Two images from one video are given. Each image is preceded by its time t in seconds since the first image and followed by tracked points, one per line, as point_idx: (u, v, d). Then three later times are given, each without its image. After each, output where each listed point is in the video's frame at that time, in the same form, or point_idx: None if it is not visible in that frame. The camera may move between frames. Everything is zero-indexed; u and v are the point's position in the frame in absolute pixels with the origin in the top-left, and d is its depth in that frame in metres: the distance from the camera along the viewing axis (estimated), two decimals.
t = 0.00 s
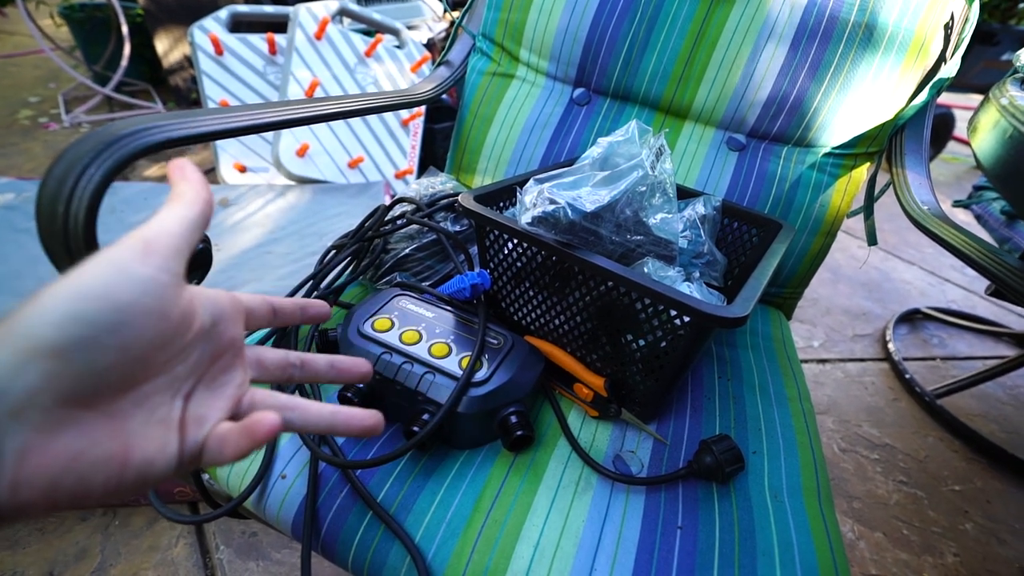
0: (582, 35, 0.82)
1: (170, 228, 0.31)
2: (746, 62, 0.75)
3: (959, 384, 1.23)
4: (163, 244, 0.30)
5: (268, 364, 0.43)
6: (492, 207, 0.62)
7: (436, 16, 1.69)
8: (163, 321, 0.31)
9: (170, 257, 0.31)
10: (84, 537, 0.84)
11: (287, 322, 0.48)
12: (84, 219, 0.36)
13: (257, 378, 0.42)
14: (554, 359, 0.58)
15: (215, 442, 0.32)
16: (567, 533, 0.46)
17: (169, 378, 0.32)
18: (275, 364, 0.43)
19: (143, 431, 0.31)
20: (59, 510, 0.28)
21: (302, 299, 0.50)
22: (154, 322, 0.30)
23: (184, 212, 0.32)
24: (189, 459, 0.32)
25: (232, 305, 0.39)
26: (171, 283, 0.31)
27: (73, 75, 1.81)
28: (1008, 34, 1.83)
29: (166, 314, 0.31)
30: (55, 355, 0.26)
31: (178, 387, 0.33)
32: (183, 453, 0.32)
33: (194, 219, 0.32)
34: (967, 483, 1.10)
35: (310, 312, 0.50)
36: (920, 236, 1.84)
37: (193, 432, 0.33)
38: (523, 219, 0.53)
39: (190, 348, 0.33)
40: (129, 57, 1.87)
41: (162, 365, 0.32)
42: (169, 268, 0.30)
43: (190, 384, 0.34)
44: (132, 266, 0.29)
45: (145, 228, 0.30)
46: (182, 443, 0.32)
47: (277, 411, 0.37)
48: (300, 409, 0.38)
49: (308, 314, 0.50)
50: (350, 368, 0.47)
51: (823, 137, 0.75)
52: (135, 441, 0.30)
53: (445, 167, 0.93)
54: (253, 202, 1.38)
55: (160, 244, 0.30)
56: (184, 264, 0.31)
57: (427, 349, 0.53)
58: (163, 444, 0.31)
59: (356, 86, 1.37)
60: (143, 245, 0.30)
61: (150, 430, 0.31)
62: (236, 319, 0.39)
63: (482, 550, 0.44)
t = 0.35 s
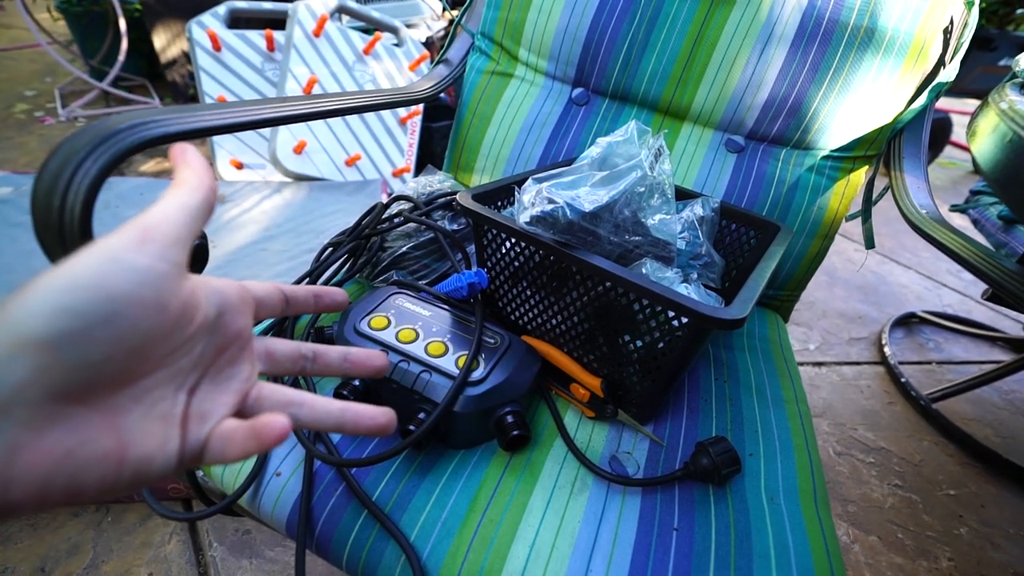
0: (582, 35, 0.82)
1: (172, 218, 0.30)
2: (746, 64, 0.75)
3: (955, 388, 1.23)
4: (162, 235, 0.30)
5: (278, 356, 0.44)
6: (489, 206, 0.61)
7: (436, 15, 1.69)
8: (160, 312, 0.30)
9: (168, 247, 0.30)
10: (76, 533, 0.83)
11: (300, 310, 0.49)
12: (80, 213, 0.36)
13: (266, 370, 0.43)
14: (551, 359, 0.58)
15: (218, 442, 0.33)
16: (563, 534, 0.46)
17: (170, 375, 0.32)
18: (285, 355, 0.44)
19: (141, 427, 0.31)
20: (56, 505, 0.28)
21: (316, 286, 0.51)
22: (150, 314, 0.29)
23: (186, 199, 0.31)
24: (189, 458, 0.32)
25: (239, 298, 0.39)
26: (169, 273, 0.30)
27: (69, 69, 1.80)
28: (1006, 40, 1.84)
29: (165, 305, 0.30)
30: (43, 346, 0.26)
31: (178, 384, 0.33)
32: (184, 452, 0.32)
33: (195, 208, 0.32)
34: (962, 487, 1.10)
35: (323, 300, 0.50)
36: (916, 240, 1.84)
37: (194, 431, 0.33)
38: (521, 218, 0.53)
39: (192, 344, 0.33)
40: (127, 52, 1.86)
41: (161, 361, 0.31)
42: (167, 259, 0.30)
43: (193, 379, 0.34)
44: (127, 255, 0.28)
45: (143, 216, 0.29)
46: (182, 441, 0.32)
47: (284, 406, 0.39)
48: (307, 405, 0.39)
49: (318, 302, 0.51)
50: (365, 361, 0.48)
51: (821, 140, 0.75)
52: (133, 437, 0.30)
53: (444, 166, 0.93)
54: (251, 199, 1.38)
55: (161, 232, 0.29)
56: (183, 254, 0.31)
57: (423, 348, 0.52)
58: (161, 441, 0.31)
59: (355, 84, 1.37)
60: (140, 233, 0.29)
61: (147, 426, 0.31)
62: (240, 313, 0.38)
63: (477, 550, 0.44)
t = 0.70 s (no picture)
0: (582, 35, 0.82)
1: (193, 233, 0.29)
2: (746, 65, 0.75)
3: (953, 390, 1.23)
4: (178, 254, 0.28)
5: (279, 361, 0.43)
6: (488, 206, 0.61)
7: (436, 15, 1.69)
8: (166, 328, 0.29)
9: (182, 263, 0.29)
10: (73, 532, 0.83)
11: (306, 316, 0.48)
12: (78, 212, 0.35)
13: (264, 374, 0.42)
14: (549, 360, 0.58)
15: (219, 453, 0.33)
16: (560, 535, 0.46)
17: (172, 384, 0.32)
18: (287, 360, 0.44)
19: (143, 437, 0.31)
20: (55, 514, 0.28)
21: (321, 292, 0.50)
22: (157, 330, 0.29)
23: (206, 212, 0.29)
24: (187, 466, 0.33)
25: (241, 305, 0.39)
26: (180, 292, 0.29)
27: (69, 67, 1.80)
28: (1005, 43, 1.84)
29: (173, 320, 0.29)
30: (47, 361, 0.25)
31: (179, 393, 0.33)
32: (182, 459, 0.32)
33: (218, 222, 0.30)
34: (959, 489, 1.10)
35: (329, 307, 0.49)
36: (915, 242, 1.85)
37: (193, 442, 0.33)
38: (520, 217, 0.53)
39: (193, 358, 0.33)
40: (126, 50, 1.86)
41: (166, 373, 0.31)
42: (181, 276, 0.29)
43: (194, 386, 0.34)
44: (140, 272, 0.27)
45: (162, 230, 0.28)
46: (179, 450, 0.32)
47: (282, 416, 0.39)
48: (306, 416, 0.39)
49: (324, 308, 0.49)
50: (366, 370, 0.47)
51: (821, 142, 0.75)
52: (133, 448, 0.30)
53: (444, 166, 0.93)
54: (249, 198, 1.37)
55: (176, 249, 0.28)
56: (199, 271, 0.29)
57: (422, 348, 0.52)
58: (160, 451, 0.31)
59: (355, 83, 1.37)
60: (157, 250, 0.27)
61: (148, 436, 0.31)
62: (243, 320, 0.38)
63: (475, 551, 0.44)
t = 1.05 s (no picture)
0: (574, 41, 0.83)
1: None
2: (736, 71, 0.76)
3: (943, 392, 1.24)
4: None
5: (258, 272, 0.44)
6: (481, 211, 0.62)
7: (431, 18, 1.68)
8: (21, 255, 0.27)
9: None
10: (64, 536, 0.83)
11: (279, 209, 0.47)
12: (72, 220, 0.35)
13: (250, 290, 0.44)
14: (541, 363, 0.58)
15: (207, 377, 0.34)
16: (550, 537, 0.46)
17: (121, 323, 0.33)
18: (266, 267, 0.45)
19: (93, 386, 0.31)
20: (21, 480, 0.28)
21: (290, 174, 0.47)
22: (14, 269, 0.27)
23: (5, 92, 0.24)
24: (172, 400, 0.33)
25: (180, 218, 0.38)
26: None
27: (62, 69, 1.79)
28: (993, 49, 1.86)
29: (23, 250, 0.27)
30: None
31: (133, 331, 0.33)
32: (165, 394, 0.33)
33: None
34: (949, 490, 1.11)
35: (300, 190, 0.47)
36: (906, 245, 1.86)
37: (176, 372, 0.34)
38: (511, 223, 0.53)
39: (129, 284, 0.33)
40: (120, 52, 1.86)
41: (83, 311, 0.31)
42: None
43: (158, 321, 0.35)
44: None
45: None
46: (162, 385, 0.33)
47: (278, 319, 0.41)
48: (299, 315, 0.41)
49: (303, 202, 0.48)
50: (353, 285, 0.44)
51: (810, 147, 0.76)
52: (84, 400, 0.30)
53: (437, 170, 0.93)
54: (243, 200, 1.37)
55: None
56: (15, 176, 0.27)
57: (414, 351, 0.53)
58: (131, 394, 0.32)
59: (349, 86, 1.38)
60: None
61: (107, 382, 0.31)
62: (193, 233, 0.38)
63: (465, 554, 0.44)
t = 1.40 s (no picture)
0: (574, 56, 0.85)
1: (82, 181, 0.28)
2: (732, 86, 0.77)
3: (944, 401, 1.25)
4: (81, 211, 0.28)
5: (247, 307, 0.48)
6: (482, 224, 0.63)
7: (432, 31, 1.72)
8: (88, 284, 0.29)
9: (85, 221, 0.28)
10: (68, 545, 0.83)
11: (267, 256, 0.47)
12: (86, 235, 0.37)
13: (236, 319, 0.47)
14: (541, 374, 0.59)
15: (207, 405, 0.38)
16: (550, 545, 0.47)
17: (131, 344, 0.35)
18: (252, 305, 0.48)
19: (107, 401, 0.32)
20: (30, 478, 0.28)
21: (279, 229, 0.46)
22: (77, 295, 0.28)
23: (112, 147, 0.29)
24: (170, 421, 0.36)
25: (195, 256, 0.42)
26: (85, 251, 0.29)
27: (70, 82, 1.82)
28: (990, 60, 1.88)
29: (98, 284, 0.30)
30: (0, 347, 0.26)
31: (141, 353, 0.36)
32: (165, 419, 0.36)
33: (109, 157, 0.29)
34: (950, 500, 1.11)
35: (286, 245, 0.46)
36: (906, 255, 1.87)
37: (179, 396, 0.37)
38: (512, 236, 0.54)
39: (147, 313, 0.37)
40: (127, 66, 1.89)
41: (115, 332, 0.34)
42: (85, 236, 0.29)
43: (160, 346, 0.38)
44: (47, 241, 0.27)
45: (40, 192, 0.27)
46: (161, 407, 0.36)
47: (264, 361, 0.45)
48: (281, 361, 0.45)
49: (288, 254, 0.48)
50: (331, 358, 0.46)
51: (806, 159, 0.77)
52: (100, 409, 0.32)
53: (439, 182, 0.94)
54: (246, 210, 1.39)
55: (76, 213, 0.28)
56: (105, 226, 0.30)
57: (416, 362, 0.53)
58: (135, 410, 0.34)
59: (352, 99, 1.39)
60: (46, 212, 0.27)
61: (117, 396, 0.33)
62: (201, 270, 0.42)
63: (466, 563, 0.45)
